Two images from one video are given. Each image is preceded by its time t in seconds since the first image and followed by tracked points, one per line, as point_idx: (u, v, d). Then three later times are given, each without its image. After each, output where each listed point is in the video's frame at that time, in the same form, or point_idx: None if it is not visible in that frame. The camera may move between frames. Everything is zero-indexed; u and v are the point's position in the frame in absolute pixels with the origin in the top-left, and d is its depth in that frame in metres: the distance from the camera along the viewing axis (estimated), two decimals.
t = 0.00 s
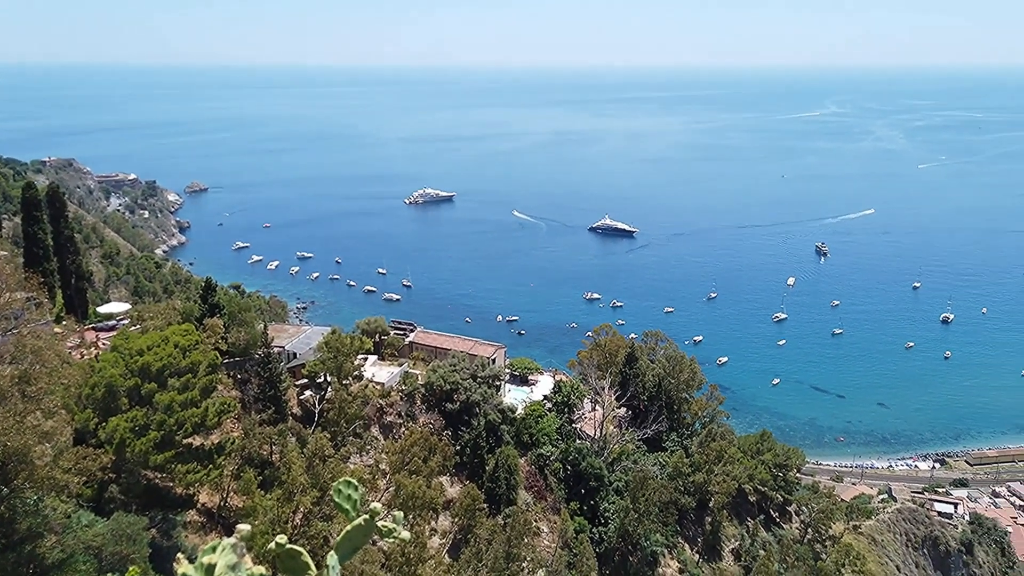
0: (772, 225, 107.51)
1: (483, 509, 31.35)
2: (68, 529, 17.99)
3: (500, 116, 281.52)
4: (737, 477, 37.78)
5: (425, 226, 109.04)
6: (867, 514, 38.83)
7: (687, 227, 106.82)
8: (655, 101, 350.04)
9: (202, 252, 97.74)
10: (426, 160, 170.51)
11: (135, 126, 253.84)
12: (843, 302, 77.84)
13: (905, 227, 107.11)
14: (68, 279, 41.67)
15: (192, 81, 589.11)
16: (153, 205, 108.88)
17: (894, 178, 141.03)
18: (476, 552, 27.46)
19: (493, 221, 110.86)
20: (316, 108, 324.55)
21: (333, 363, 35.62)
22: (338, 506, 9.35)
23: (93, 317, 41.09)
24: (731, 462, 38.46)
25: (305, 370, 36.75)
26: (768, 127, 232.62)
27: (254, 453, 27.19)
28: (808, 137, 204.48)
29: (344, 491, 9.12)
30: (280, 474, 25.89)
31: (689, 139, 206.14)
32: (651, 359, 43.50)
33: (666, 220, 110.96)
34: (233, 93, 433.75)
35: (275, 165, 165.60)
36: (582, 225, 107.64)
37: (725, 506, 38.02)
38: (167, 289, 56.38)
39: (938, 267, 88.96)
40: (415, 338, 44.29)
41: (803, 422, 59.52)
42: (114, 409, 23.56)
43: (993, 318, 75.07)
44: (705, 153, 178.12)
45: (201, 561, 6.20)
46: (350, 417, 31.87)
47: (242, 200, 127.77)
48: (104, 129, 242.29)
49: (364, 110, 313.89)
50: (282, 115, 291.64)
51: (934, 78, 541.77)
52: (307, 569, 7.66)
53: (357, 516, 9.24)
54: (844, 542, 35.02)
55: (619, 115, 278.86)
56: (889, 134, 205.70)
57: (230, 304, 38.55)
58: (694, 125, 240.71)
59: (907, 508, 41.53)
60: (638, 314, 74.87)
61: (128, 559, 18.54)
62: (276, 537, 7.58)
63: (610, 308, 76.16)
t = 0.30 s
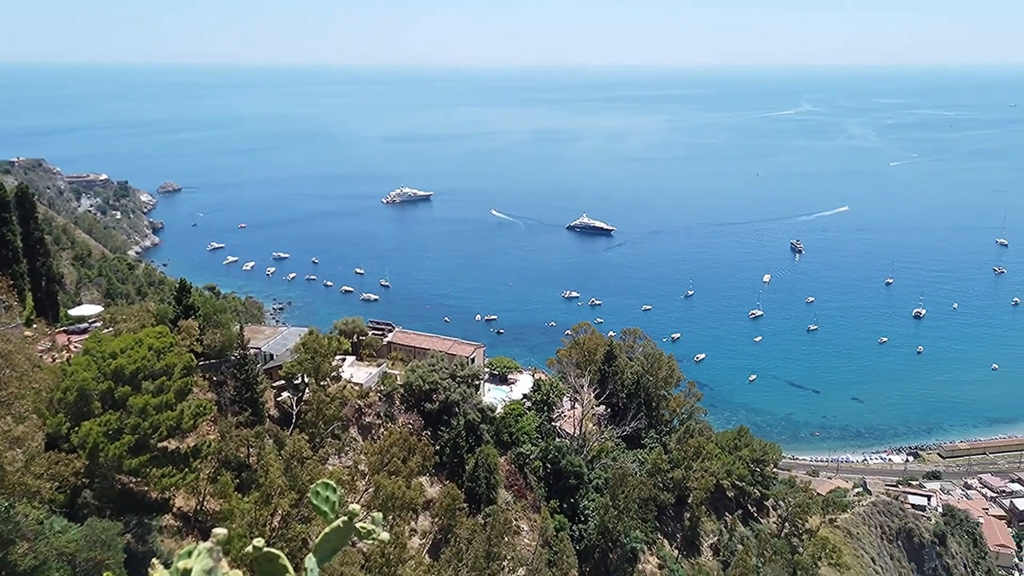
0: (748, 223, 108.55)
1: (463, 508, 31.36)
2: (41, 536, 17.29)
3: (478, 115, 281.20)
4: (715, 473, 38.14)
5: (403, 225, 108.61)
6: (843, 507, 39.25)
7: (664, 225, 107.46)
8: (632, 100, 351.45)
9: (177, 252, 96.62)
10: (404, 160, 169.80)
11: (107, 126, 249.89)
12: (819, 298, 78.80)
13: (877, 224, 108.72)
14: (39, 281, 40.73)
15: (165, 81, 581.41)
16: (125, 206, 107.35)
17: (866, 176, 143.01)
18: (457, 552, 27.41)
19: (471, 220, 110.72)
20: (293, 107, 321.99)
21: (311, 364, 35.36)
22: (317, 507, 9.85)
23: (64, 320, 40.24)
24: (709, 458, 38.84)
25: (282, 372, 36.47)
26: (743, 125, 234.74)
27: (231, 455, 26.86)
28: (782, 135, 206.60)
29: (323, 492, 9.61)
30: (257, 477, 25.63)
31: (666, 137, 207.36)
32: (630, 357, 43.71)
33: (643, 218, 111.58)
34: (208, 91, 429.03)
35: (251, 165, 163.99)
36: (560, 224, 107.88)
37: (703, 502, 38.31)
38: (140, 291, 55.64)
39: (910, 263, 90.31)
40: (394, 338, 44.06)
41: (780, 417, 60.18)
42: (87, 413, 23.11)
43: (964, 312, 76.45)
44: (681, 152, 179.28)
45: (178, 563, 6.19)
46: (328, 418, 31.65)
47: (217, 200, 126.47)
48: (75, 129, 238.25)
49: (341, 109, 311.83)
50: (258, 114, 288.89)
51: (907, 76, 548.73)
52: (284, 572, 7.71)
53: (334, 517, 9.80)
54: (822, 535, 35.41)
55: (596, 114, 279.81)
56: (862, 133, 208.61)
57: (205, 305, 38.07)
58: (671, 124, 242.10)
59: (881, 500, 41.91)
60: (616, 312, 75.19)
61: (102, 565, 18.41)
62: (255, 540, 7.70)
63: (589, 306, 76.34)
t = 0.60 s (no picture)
0: (715, 220, 109.69)
1: (436, 508, 31.21)
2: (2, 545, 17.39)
3: (446, 114, 280.18)
4: (685, 468, 38.54)
5: (372, 225, 107.81)
6: (811, 498, 39.79)
7: (633, 222, 108.14)
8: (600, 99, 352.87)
9: (140, 254, 94.85)
10: (372, 159, 168.48)
11: (66, 125, 243.78)
12: (786, 294, 79.99)
13: (841, 220, 110.64)
14: None
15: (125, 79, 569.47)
16: (86, 207, 104.99)
17: (830, 172, 145.21)
18: (430, 552, 27.28)
19: (440, 219, 110.28)
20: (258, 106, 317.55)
21: (280, 365, 34.93)
22: (285, 510, 8.00)
23: (24, 324, 39.41)
24: (679, 453, 39.22)
25: (250, 374, 35.95)
26: (710, 123, 237.08)
27: (198, 460, 26.12)
28: (748, 133, 209.15)
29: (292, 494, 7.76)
30: (226, 481, 25.14)
31: (634, 136, 208.65)
32: (600, 354, 43.95)
33: (612, 216, 112.09)
34: (172, 90, 421.40)
35: (217, 165, 161.36)
36: (530, 222, 107.92)
37: (674, 496, 38.60)
38: (102, 294, 54.49)
39: (873, 258, 92.08)
40: (363, 338, 43.72)
41: (748, 411, 61.00)
42: (49, 419, 22.67)
43: (927, 305, 78.17)
44: (649, 150, 180.45)
45: None
46: (297, 420, 31.39)
47: (183, 201, 124.38)
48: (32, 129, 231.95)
49: (308, 108, 308.20)
50: (222, 113, 284.04)
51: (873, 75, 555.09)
52: None
53: (305, 520, 7.98)
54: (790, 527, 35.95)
55: (564, 112, 280.54)
56: (825, 130, 212.05)
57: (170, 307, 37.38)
58: (639, 122, 243.47)
59: (848, 492, 42.45)
60: (587, 309, 75.51)
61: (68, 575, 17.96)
62: (222, 545, 6.83)
63: (559, 304, 76.50)
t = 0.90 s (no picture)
0: (688, 218, 110.57)
1: (411, 509, 30.95)
2: None
3: (420, 113, 278.87)
4: (660, 464, 38.82)
5: (346, 225, 107.06)
6: (783, 493, 40.36)
7: (607, 221, 108.66)
8: (574, 97, 353.60)
9: (108, 256, 93.19)
10: (345, 158, 167.33)
11: (29, 126, 238.26)
12: (759, 290, 80.91)
13: (811, 217, 112.25)
14: None
15: (91, 78, 558.17)
16: (50, 208, 102.85)
17: (800, 171, 147.13)
18: (406, 553, 27.11)
19: (415, 219, 109.94)
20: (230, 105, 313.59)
21: (252, 368, 34.46)
22: (259, 516, 8.62)
23: None
24: (655, 450, 39.50)
25: (221, 377, 35.47)
26: (682, 122, 239.01)
27: (169, 464, 25.85)
28: (720, 131, 211.09)
29: (266, 497, 8.41)
30: (198, 486, 24.87)
31: (607, 134, 209.59)
32: (576, 352, 44.10)
33: (586, 214, 112.52)
34: (142, 89, 414.42)
35: (186, 165, 159.08)
36: (505, 221, 107.97)
37: (649, 493, 38.86)
38: (68, 297, 53.43)
39: (842, 254, 93.53)
40: (337, 339, 43.45)
41: (722, 407, 61.70)
42: (14, 425, 22.00)
43: (895, 301, 79.58)
44: (622, 148, 181.32)
45: None
46: (271, 422, 30.97)
47: (152, 202, 122.43)
48: None
49: (279, 107, 304.71)
50: (191, 113, 279.77)
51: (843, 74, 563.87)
52: None
53: (279, 525, 8.62)
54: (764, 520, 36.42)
55: (539, 111, 281.04)
56: (794, 129, 214.77)
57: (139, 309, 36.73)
58: (612, 121, 244.30)
59: (819, 485, 43.02)
60: (561, 308, 75.73)
61: None
62: (195, 551, 7.13)
63: (534, 303, 76.59)
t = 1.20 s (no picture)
0: (654, 216, 111.58)
1: (381, 511, 30.64)
2: None
3: (386, 111, 277.01)
4: (630, 460, 39.05)
5: (312, 225, 105.97)
6: (750, 486, 40.81)
7: (574, 219, 109.15)
8: (540, 96, 354.39)
9: (65, 259, 90.93)
10: (310, 158, 165.58)
11: None
12: (724, 287, 81.93)
13: (773, 213, 114.09)
14: None
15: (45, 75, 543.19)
16: (4, 211, 100.00)
17: (762, 168, 149.30)
18: (376, 556, 26.90)
19: (382, 219, 109.25)
20: (192, 104, 308.34)
21: (217, 372, 33.81)
22: (224, 520, 8.45)
23: None
24: (624, 446, 39.74)
25: (185, 381, 34.84)
26: (647, 120, 241.00)
27: (133, 471, 24.80)
28: (685, 129, 213.24)
29: (229, 502, 8.23)
30: (162, 492, 24.20)
31: (573, 133, 210.48)
32: (545, 351, 44.17)
33: (553, 213, 112.88)
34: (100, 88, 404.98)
35: (146, 166, 155.86)
36: (472, 220, 107.85)
37: (619, 489, 39.13)
38: (21, 302, 52.03)
39: (805, 250, 95.16)
40: (304, 341, 43.02)
41: (689, 402, 62.46)
42: None
43: (857, 295, 81.25)
44: (588, 147, 182.12)
45: None
46: (237, 426, 30.38)
47: (111, 204, 119.78)
48: None
49: (241, 106, 299.88)
50: (151, 112, 274.07)
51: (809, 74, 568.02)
52: None
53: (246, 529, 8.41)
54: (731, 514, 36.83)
55: (505, 110, 281.07)
56: (757, 127, 217.84)
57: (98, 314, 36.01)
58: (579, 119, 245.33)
59: (786, 477, 43.57)
60: (530, 306, 75.88)
61: None
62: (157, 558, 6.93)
63: (503, 301, 76.64)
